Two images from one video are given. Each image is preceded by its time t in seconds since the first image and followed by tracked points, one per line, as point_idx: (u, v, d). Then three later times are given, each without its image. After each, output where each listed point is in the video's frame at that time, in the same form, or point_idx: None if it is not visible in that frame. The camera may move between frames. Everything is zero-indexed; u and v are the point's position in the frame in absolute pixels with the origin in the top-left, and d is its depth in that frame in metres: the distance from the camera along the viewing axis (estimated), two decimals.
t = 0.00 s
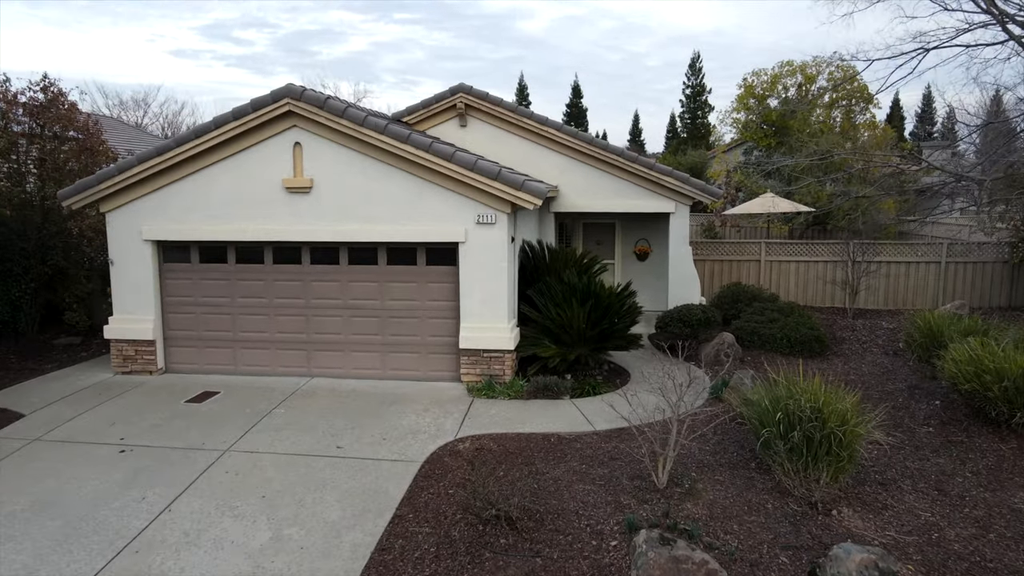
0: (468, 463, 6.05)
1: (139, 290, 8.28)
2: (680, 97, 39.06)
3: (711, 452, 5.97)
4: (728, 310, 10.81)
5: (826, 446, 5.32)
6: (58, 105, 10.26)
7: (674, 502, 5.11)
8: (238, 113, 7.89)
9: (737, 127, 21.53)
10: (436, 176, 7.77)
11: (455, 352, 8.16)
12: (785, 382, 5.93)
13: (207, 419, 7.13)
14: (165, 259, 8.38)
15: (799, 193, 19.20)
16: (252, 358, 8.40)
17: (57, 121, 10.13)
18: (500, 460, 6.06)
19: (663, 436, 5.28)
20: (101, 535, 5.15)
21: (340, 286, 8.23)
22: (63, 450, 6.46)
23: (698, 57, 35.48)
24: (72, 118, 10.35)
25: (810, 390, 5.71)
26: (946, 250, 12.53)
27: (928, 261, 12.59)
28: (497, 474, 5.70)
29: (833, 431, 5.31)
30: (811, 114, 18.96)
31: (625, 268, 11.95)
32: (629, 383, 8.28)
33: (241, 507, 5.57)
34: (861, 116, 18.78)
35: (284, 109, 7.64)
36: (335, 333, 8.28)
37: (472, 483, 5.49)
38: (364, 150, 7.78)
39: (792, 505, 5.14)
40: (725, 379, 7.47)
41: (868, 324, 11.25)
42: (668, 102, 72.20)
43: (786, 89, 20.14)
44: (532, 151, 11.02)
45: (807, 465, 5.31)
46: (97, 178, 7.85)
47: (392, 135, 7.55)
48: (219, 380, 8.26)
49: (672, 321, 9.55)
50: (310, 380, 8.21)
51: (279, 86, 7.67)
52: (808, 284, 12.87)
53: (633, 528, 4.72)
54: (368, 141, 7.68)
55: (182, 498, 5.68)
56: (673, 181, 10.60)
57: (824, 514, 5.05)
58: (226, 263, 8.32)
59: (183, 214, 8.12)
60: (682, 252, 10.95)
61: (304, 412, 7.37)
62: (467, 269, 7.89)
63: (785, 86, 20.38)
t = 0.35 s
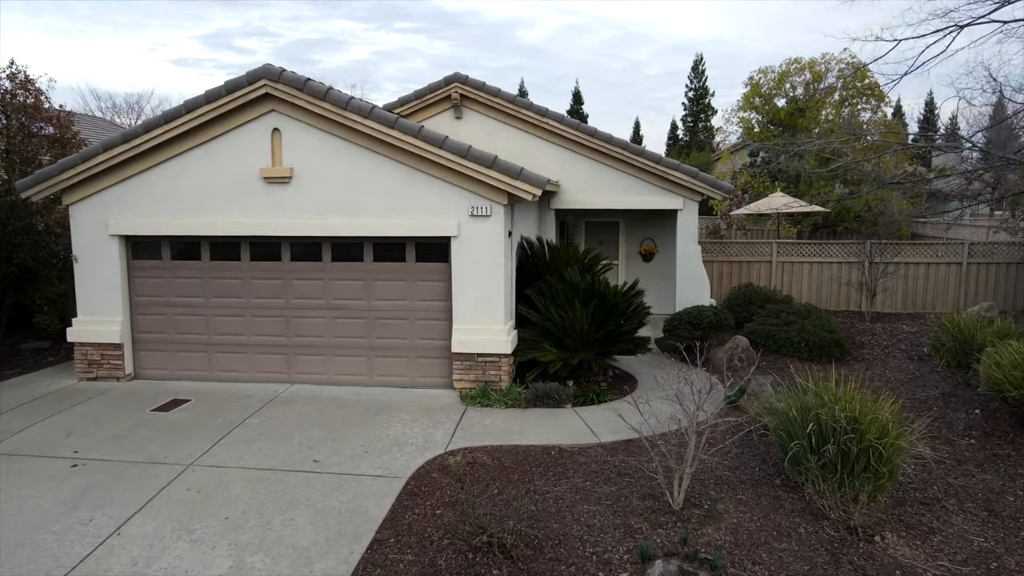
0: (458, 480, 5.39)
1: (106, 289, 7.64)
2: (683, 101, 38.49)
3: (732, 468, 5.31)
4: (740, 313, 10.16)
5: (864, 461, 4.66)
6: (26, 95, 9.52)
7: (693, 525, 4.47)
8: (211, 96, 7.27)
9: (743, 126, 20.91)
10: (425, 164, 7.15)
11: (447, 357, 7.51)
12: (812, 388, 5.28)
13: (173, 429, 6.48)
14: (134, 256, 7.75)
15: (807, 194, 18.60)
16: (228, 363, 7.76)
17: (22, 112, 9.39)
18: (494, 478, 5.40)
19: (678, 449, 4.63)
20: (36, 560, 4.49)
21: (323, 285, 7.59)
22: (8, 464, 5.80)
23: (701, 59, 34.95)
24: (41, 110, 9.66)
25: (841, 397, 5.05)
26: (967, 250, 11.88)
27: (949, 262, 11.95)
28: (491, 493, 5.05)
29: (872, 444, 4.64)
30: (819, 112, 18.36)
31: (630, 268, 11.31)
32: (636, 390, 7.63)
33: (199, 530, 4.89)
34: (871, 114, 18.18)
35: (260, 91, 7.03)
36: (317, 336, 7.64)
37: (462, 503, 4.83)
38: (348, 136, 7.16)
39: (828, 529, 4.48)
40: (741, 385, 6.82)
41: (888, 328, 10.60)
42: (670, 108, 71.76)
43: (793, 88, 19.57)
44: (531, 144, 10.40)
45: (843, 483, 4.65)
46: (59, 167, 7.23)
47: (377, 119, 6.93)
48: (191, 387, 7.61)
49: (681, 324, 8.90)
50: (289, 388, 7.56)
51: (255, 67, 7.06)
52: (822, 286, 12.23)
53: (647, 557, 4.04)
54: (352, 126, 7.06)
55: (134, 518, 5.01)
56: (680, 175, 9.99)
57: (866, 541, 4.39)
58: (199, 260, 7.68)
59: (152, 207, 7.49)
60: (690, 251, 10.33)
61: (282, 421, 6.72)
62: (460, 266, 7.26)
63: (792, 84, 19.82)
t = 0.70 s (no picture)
0: (450, 497, 4.82)
1: (71, 286, 7.09)
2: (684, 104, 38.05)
3: (756, 483, 4.76)
4: (752, 315, 9.62)
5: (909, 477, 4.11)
6: None
7: (718, 549, 3.91)
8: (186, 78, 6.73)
9: (748, 126, 20.45)
10: (417, 152, 6.61)
11: (439, 360, 6.96)
12: (843, 394, 4.74)
13: (139, 439, 5.92)
14: (103, 252, 7.20)
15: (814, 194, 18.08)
16: (203, 367, 7.20)
17: None
18: (490, 494, 4.84)
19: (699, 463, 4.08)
20: None
21: (305, 283, 7.04)
22: None
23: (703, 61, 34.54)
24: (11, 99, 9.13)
25: (878, 404, 4.51)
26: (987, 250, 11.34)
27: (967, 262, 11.40)
28: (486, 512, 4.49)
29: (917, 457, 4.10)
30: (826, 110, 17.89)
31: (634, 269, 10.78)
32: (644, 396, 7.08)
33: (156, 553, 4.30)
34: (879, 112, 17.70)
35: (237, 72, 6.51)
36: (300, 338, 7.09)
37: (453, 524, 4.26)
38: (333, 122, 6.63)
39: (871, 556, 3.92)
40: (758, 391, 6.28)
41: (906, 331, 10.06)
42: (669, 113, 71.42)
43: (799, 86, 19.09)
44: (531, 137, 9.87)
45: (885, 502, 4.11)
46: (20, 154, 6.69)
47: (364, 102, 6.42)
48: (164, 392, 7.06)
49: (690, 326, 8.35)
50: (269, 394, 7.01)
51: (232, 46, 6.55)
52: (835, 287, 11.70)
53: None
54: (337, 110, 6.54)
55: (83, 540, 4.43)
56: (688, 169, 9.46)
57: (916, 569, 3.82)
58: (173, 256, 7.13)
59: (122, 199, 6.94)
60: (698, 249, 9.81)
61: (260, 429, 6.17)
62: (454, 262, 6.72)
63: (798, 83, 19.33)
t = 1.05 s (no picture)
0: (437, 520, 4.25)
1: (30, 285, 6.53)
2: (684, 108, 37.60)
3: (784, 504, 4.19)
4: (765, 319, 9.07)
5: (966, 500, 3.55)
6: None
7: None
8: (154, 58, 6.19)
9: (753, 127, 19.92)
10: (405, 138, 6.06)
11: (430, 366, 6.40)
12: (883, 401, 4.17)
13: (95, 452, 5.34)
14: (67, 248, 6.65)
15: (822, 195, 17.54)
16: (174, 373, 6.63)
17: None
18: (484, 516, 4.27)
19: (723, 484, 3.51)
20: None
21: (285, 282, 6.48)
22: None
23: (705, 65, 34.04)
24: None
25: (923, 412, 3.92)
26: (1010, 251, 10.77)
27: (989, 263, 10.84)
28: (479, 539, 3.92)
29: (975, 476, 3.55)
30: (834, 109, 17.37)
31: (639, 270, 10.23)
32: (653, 404, 6.51)
33: None
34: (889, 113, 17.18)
35: (209, 51, 5.96)
36: (279, 342, 6.52)
37: (440, 553, 3.69)
38: (314, 105, 6.09)
39: None
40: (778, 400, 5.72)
41: (928, 335, 9.51)
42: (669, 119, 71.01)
43: (806, 85, 18.57)
44: (530, 130, 9.33)
45: (939, 529, 3.57)
46: None
47: (347, 83, 5.87)
48: (130, 400, 6.49)
49: (701, 330, 7.79)
50: (245, 402, 6.44)
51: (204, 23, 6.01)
52: (850, 289, 11.15)
53: None
54: (318, 92, 5.99)
55: (15, 569, 3.84)
56: (696, 163, 8.91)
57: None
58: (142, 253, 6.57)
59: (86, 190, 6.39)
60: (708, 249, 9.27)
61: (232, 440, 5.60)
62: (446, 259, 6.17)
63: (805, 82, 18.81)
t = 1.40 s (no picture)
0: (421, 544, 3.71)
1: None
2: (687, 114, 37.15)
3: (817, 527, 3.66)
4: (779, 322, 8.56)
5: None
6: None
7: None
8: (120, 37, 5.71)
9: (759, 127, 19.41)
10: (392, 121, 5.56)
11: (420, 371, 5.88)
12: (930, 408, 3.63)
13: (44, 465, 4.82)
14: (27, 243, 6.14)
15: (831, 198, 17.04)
16: (142, 380, 6.11)
17: None
18: (474, 540, 3.73)
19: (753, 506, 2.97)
20: None
21: (262, 280, 5.97)
22: None
23: (708, 69, 33.54)
24: None
25: (981, 422, 3.38)
26: None
27: (1012, 264, 10.31)
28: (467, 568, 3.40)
29: None
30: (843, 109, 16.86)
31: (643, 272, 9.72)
32: (662, 413, 5.98)
33: None
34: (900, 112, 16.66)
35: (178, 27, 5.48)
36: (256, 345, 6.01)
37: None
38: (292, 86, 5.60)
39: None
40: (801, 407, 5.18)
41: (952, 340, 8.99)
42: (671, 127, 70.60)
43: (814, 86, 18.07)
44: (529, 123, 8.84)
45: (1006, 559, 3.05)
46: None
47: (327, 61, 5.38)
48: (93, 409, 5.96)
49: (712, 333, 7.27)
50: (218, 411, 5.92)
51: None
52: (865, 292, 10.64)
53: None
54: (296, 71, 5.50)
55: None
56: (705, 158, 8.43)
57: None
58: (107, 248, 6.07)
59: (47, 180, 5.89)
60: (717, 248, 8.76)
61: (199, 452, 5.08)
62: (437, 254, 5.66)
63: (812, 83, 18.30)
